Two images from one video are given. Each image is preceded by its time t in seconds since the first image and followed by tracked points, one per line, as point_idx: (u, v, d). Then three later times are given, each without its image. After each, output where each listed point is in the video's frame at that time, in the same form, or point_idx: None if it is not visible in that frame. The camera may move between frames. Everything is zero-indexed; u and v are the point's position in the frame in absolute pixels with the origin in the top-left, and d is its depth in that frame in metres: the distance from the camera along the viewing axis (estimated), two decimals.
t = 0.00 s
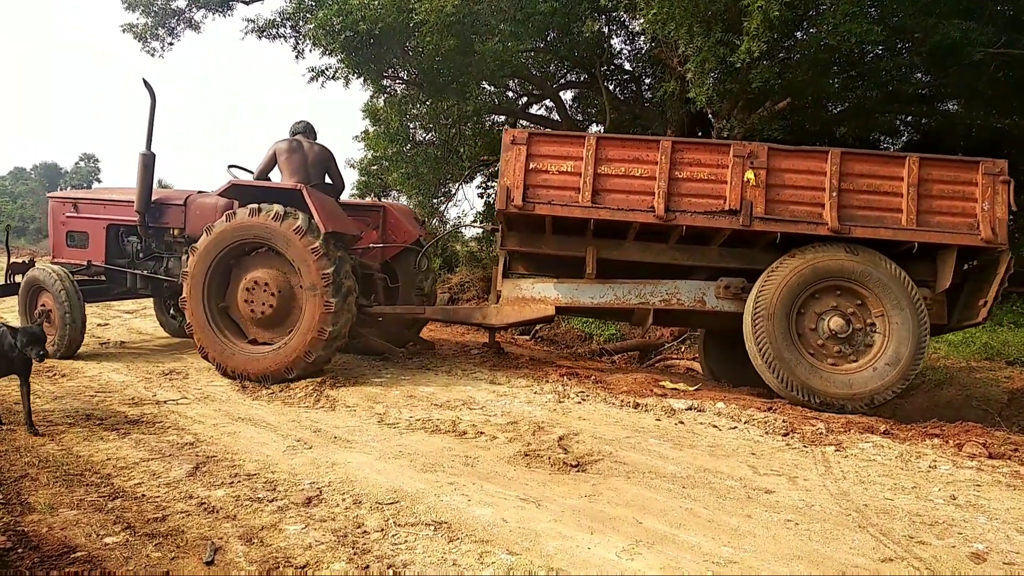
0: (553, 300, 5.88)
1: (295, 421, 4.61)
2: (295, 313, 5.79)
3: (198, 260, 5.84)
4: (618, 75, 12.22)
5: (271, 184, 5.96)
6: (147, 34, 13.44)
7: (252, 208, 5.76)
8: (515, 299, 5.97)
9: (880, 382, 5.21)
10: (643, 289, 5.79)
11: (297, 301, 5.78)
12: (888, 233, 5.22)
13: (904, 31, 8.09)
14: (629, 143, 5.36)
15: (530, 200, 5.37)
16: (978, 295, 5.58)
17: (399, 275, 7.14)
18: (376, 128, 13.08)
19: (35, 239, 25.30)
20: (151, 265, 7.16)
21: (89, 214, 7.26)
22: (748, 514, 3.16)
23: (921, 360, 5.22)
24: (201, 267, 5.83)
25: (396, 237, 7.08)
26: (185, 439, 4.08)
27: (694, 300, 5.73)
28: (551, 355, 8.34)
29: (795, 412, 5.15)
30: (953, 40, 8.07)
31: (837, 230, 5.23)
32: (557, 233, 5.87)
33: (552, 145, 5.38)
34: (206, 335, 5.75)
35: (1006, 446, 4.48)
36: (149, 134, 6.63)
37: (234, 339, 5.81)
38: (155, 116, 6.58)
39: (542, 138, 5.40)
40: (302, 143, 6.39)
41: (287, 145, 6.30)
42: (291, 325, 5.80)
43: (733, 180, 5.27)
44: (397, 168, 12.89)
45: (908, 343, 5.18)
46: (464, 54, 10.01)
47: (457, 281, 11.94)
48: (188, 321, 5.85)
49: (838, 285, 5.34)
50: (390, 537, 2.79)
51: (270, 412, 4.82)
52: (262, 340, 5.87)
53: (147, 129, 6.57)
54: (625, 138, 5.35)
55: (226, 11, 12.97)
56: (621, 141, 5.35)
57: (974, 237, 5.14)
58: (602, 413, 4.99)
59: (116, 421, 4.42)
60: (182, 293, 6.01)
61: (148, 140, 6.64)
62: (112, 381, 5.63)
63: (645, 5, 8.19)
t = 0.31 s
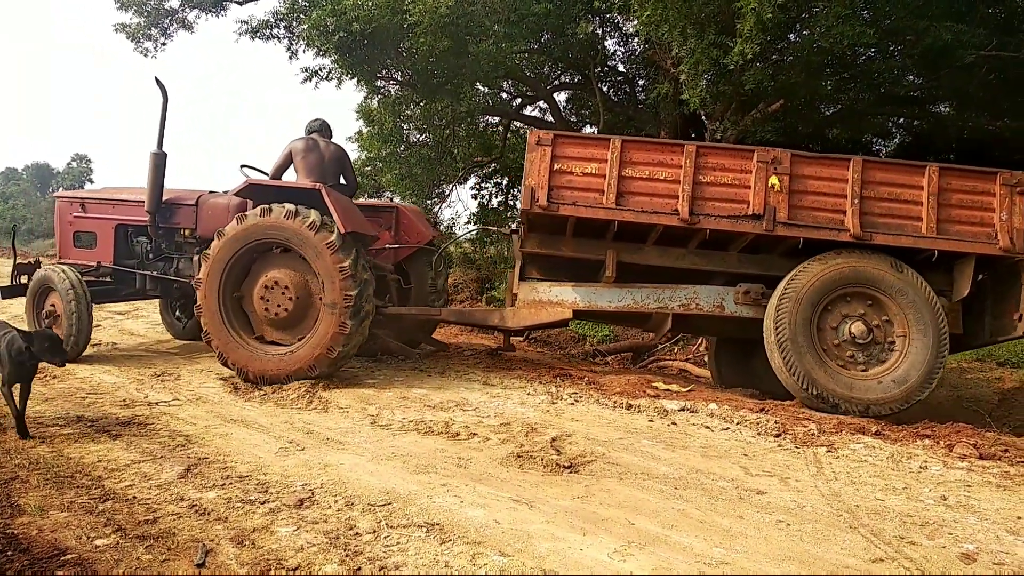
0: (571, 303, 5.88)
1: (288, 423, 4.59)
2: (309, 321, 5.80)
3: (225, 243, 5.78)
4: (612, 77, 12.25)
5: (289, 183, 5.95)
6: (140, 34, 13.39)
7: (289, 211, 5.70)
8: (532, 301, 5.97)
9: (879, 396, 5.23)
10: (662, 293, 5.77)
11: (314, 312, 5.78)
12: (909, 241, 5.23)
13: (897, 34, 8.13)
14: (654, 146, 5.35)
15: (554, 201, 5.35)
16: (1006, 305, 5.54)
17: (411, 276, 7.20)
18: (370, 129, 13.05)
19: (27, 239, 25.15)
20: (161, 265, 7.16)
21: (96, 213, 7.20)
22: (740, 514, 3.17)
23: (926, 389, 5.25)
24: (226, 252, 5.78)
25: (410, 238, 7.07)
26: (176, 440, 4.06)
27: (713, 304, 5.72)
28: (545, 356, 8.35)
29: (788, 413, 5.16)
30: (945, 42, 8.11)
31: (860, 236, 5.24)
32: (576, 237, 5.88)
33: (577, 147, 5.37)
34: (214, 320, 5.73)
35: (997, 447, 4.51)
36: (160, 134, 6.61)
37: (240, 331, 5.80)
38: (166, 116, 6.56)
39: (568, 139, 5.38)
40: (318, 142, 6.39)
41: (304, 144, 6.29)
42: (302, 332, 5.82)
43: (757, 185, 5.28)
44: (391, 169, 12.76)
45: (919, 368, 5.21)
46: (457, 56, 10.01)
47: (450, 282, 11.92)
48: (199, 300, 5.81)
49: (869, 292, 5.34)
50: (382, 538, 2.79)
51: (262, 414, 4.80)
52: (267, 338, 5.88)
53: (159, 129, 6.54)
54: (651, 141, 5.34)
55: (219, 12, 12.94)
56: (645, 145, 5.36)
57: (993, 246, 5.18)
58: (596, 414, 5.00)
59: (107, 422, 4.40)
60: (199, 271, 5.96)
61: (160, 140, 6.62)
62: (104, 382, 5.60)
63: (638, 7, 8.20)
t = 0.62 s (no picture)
0: (580, 304, 5.88)
1: (280, 424, 4.57)
2: (315, 327, 5.79)
3: (241, 238, 5.74)
4: (603, 79, 12.26)
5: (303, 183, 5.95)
6: (130, 33, 13.31)
7: (308, 215, 5.66)
8: (542, 302, 5.98)
9: (874, 403, 5.25)
10: (672, 296, 5.78)
11: (321, 318, 5.78)
12: (920, 249, 5.27)
13: (887, 38, 8.18)
14: (671, 149, 5.35)
15: (569, 202, 5.34)
16: None
17: (415, 277, 7.21)
18: (361, 130, 13.01)
19: (16, 239, 24.96)
20: (159, 266, 7.09)
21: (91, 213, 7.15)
22: (730, 515, 3.17)
23: (921, 408, 5.29)
24: (240, 246, 5.74)
25: (414, 237, 7.06)
26: (165, 442, 4.03)
27: (723, 308, 5.72)
28: (538, 358, 8.36)
29: (779, 414, 5.18)
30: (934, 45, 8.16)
31: (872, 242, 5.26)
32: (588, 238, 5.88)
33: (594, 147, 5.36)
34: (219, 313, 5.71)
35: (986, 448, 4.54)
36: (160, 132, 6.57)
37: (242, 327, 5.76)
38: (165, 113, 6.52)
39: (585, 141, 5.37)
40: (332, 140, 6.37)
41: (318, 141, 6.27)
42: (306, 336, 5.82)
43: (773, 191, 5.29)
44: (383, 170, 12.71)
45: (920, 387, 5.23)
46: (449, 56, 9.98)
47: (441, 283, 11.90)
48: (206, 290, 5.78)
49: (885, 302, 5.37)
50: (372, 540, 2.78)
51: (253, 415, 4.78)
52: (270, 336, 5.88)
53: (159, 127, 6.49)
54: (668, 143, 5.35)
55: (210, 11, 12.88)
56: (661, 147, 5.36)
57: (1004, 257, 5.22)
58: (588, 415, 5.00)
59: (96, 423, 4.36)
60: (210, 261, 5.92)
61: (160, 139, 6.57)
62: (93, 383, 5.56)
63: (630, 9, 8.21)
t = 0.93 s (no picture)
0: (571, 303, 5.88)
1: (271, 421, 4.55)
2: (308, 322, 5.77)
3: (231, 234, 5.71)
4: (598, 77, 12.25)
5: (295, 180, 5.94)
6: (122, 28, 13.22)
7: (298, 210, 5.63)
8: (532, 300, 5.97)
9: (864, 401, 5.27)
10: (662, 294, 5.78)
11: (314, 313, 5.76)
12: (909, 248, 5.29)
13: (880, 38, 8.21)
14: (660, 148, 5.36)
15: (559, 201, 5.34)
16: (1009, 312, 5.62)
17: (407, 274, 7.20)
18: (355, 126, 12.96)
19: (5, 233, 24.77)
20: (150, 262, 7.04)
21: (82, 209, 7.11)
22: (721, 513, 3.18)
23: (911, 405, 5.30)
24: (230, 242, 5.71)
25: (407, 234, 7.05)
26: (156, 439, 4.01)
27: (713, 307, 5.73)
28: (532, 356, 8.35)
29: (770, 412, 5.19)
30: (927, 46, 8.18)
31: (861, 241, 5.28)
32: (578, 237, 5.88)
33: (583, 146, 5.36)
34: (210, 310, 5.68)
35: (976, 447, 4.57)
36: (151, 128, 6.53)
37: (234, 324, 5.74)
38: (158, 108, 6.47)
39: (575, 139, 5.37)
40: (330, 138, 6.35)
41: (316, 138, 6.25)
42: (298, 331, 5.79)
43: (763, 190, 5.31)
44: (376, 167, 12.77)
45: (909, 384, 5.26)
46: (444, 53, 9.95)
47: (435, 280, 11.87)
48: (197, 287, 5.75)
49: (873, 300, 5.39)
50: (363, 537, 2.77)
51: (244, 412, 4.76)
52: (263, 333, 5.85)
53: (150, 123, 6.47)
54: (657, 142, 5.35)
55: (203, 6, 12.79)
56: (651, 146, 5.35)
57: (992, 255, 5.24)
58: (580, 413, 5.00)
59: (86, 419, 4.34)
60: (200, 259, 5.90)
61: (150, 135, 6.53)
62: (84, 379, 5.53)
63: (625, 7, 8.20)
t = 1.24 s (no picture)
0: (567, 303, 5.87)
1: (271, 420, 4.55)
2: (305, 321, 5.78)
3: (224, 237, 5.71)
4: (598, 76, 12.24)
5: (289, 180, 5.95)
6: (123, 28, 13.22)
7: (290, 208, 5.64)
8: (528, 300, 5.96)
9: (865, 399, 5.26)
10: (658, 293, 5.78)
11: (310, 311, 5.77)
12: (904, 246, 5.29)
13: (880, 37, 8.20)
14: (654, 148, 5.35)
15: (554, 201, 5.34)
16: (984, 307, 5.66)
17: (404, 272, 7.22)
18: (355, 126, 12.95)
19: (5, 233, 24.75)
20: (147, 262, 7.05)
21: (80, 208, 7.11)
22: (722, 513, 3.18)
23: (911, 399, 5.30)
24: (223, 244, 5.71)
25: (404, 233, 7.06)
26: (156, 438, 4.01)
27: (709, 306, 5.72)
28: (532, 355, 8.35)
29: (771, 412, 5.19)
30: (928, 45, 8.18)
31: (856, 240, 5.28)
32: (573, 237, 5.88)
33: (578, 146, 5.36)
34: (207, 314, 5.67)
35: (976, 446, 4.56)
36: (147, 128, 6.52)
37: (232, 326, 5.73)
38: (154, 107, 6.46)
39: (569, 139, 5.37)
40: (322, 139, 6.36)
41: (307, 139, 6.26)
42: (296, 330, 5.80)
43: (757, 189, 5.30)
44: (377, 166, 12.79)
45: (907, 379, 5.25)
46: (444, 52, 9.93)
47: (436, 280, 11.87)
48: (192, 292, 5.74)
49: (867, 298, 5.39)
50: (364, 537, 2.77)
51: (244, 411, 4.76)
52: (261, 334, 5.85)
53: (146, 123, 6.46)
54: (651, 142, 5.35)
55: (204, 6, 12.78)
56: (646, 146, 5.35)
57: (986, 253, 5.24)
58: (580, 412, 5.00)
59: (87, 419, 4.34)
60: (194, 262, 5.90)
61: (147, 135, 6.53)
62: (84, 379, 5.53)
63: (625, 7, 8.19)
